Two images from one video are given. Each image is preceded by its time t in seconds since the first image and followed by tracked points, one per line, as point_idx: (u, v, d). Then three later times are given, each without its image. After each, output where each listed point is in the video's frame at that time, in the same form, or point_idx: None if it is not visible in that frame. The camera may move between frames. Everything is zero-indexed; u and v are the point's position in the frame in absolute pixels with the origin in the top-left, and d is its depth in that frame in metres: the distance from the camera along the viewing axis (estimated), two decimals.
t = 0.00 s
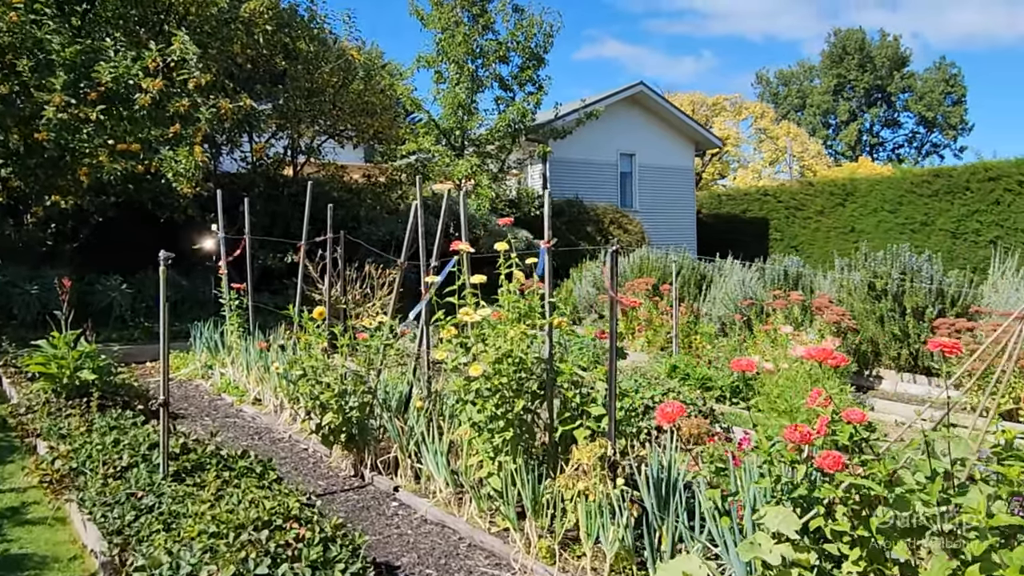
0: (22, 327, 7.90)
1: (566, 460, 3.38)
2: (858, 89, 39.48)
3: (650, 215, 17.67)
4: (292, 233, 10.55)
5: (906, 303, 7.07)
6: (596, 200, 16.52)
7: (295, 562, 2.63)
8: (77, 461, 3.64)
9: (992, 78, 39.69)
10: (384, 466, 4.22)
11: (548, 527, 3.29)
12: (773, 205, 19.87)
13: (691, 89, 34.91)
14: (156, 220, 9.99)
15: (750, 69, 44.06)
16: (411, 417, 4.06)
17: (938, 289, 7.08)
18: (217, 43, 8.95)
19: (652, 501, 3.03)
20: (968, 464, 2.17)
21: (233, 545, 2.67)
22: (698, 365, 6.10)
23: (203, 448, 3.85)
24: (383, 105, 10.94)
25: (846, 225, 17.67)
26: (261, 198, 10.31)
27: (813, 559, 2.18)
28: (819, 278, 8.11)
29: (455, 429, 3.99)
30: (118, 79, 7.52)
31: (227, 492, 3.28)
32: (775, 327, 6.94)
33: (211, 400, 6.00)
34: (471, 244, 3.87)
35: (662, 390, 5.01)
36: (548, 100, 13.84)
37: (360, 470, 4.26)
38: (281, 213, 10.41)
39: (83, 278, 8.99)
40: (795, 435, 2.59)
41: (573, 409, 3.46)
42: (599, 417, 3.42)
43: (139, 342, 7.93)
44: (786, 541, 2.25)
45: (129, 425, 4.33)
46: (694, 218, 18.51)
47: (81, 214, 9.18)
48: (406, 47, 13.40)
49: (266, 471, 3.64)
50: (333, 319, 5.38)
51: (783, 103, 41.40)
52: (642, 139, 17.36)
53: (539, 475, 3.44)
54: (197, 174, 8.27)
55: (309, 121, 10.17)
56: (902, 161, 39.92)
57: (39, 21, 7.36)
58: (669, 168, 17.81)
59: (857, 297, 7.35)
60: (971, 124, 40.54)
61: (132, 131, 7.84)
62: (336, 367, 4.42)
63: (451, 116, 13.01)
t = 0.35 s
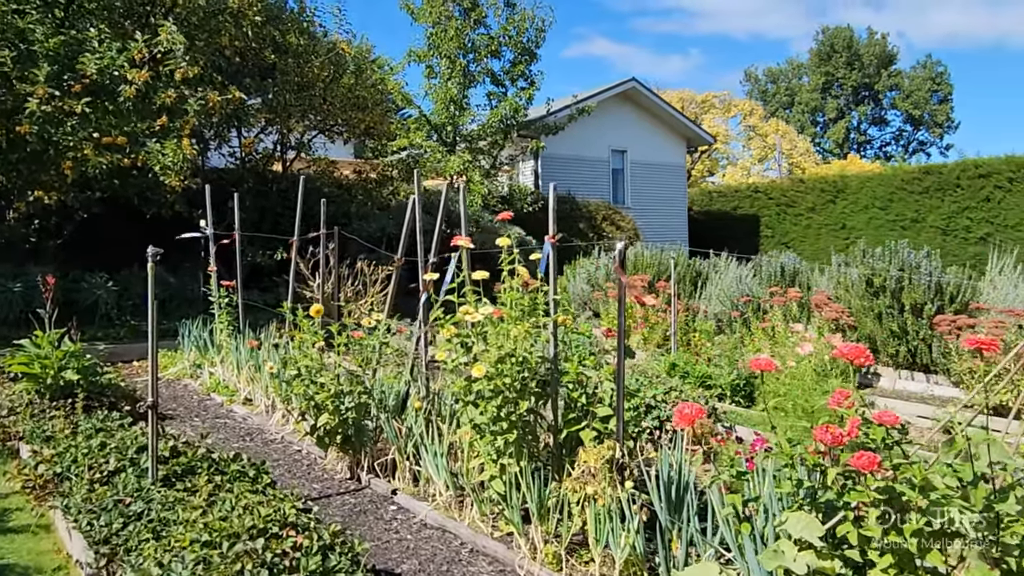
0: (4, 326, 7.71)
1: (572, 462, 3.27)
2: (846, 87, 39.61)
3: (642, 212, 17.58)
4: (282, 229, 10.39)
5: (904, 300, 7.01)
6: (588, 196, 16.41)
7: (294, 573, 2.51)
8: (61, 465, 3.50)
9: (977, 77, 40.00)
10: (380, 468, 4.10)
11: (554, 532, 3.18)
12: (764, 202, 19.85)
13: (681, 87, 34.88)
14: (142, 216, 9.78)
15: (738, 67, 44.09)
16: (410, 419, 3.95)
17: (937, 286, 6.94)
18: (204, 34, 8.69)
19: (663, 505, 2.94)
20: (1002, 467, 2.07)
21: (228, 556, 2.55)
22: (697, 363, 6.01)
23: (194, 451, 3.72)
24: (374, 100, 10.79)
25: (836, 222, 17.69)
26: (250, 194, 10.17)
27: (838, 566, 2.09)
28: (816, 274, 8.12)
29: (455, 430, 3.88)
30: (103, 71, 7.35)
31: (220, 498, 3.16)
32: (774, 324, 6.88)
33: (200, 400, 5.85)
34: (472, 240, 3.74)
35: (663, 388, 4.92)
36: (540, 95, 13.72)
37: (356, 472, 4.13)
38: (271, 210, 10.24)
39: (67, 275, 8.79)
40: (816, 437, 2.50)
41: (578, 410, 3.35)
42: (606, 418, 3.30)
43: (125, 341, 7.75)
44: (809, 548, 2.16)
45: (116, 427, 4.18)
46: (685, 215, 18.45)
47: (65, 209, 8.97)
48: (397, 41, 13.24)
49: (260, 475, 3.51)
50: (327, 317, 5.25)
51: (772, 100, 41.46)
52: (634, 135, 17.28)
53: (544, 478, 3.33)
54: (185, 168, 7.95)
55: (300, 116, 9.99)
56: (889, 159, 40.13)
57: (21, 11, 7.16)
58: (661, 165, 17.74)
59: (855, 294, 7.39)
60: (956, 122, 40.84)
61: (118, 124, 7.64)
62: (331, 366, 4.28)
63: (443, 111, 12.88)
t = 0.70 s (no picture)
0: None
1: (584, 464, 3.19)
2: (832, 83, 39.79)
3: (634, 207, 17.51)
4: (272, 225, 10.22)
5: (903, 295, 6.97)
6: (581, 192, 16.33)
7: None
8: (53, 471, 3.37)
9: (961, 73, 40.32)
10: (383, 470, 3.99)
11: (567, 536, 3.10)
12: (754, 197, 19.85)
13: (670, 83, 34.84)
14: (129, 212, 9.59)
15: (725, 62, 44.13)
16: (414, 420, 3.84)
17: (936, 281, 6.91)
18: (194, 29, 8.39)
19: (680, 507, 2.86)
20: None
21: (231, 566, 2.44)
22: (699, 360, 5.94)
23: (192, 453, 3.60)
24: (365, 94, 10.63)
25: (827, 217, 17.74)
26: (239, 189, 9.98)
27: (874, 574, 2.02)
28: (814, 269, 8.11)
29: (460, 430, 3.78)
30: (91, 63, 7.34)
31: (220, 504, 3.05)
32: (773, 320, 6.83)
33: (193, 401, 5.71)
34: (479, 236, 3.63)
35: (667, 385, 4.86)
36: (531, 90, 13.62)
37: (357, 474, 4.02)
38: (261, 205, 10.08)
39: (52, 273, 8.59)
40: (845, 437, 2.43)
41: (589, 409, 3.26)
42: (619, 418, 3.21)
43: (114, 340, 7.58)
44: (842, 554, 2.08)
45: (109, 430, 4.05)
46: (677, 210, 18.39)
47: (50, 205, 8.77)
48: (388, 35, 13.08)
49: (260, 479, 3.40)
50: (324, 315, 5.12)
51: (759, 96, 41.48)
52: (625, 130, 17.21)
53: (555, 480, 3.24)
54: (176, 162, 7.78)
55: (290, 110, 9.81)
56: (875, 154, 40.38)
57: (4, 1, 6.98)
58: (652, 160, 17.69)
59: (853, 290, 7.32)
60: (941, 118, 41.16)
61: (104, 118, 7.47)
62: (331, 366, 4.16)
63: (435, 106, 12.73)
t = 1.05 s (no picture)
0: None
1: (604, 468, 3.12)
2: (817, 77, 39.96)
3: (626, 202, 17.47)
4: (263, 223, 10.06)
5: (903, 290, 6.94)
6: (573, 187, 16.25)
7: None
8: (53, 482, 3.25)
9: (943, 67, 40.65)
10: (392, 475, 3.91)
11: (588, 542, 3.03)
12: (744, 192, 19.87)
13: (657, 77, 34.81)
14: (117, 210, 9.39)
15: (711, 57, 44.13)
16: (424, 424, 3.76)
17: (936, 276, 6.90)
18: (182, 22, 8.18)
19: (704, 512, 2.81)
20: None
21: None
22: (702, 358, 5.89)
23: (197, 461, 3.49)
24: (356, 89, 10.48)
25: (816, 212, 17.79)
26: (229, 187, 9.82)
27: None
28: (813, 265, 8.09)
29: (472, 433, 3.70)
30: (77, 59, 7.17)
31: (230, 515, 2.95)
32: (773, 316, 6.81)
33: (189, 404, 5.58)
34: (492, 235, 3.53)
35: (675, 384, 4.79)
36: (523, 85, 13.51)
37: (365, 480, 3.93)
38: (251, 202, 9.92)
39: (38, 273, 8.39)
40: (882, 441, 2.37)
41: (608, 413, 3.19)
42: (639, 421, 3.14)
43: (104, 341, 7.42)
44: (885, 563, 2.03)
45: (107, 437, 3.92)
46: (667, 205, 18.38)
47: (36, 204, 8.56)
48: (379, 28, 13.02)
49: (268, 487, 3.31)
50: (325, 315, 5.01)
51: (745, 91, 41.53)
52: (616, 125, 17.17)
53: (574, 485, 3.17)
54: (167, 160, 7.61)
55: (281, 106, 9.66)
56: (860, 148, 40.65)
57: None
58: (642, 155, 17.66)
59: (853, 285, 7.29)
60: (924, 112, 41.50)
61: (92, 114, 7.29)
62: (337, 369, 4.06)
63: (426, 100, 12.59)
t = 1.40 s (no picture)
0: None
1: (622, 471, 3.06)
2: (807, 73, 40.06)
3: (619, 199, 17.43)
4: (258, 221, 9.94)
5: (904, 287, 6.94)
6: (567, 184, 16.19)
7: None
8: (57, 489, 3.17)
9: (931, 63, 40.87)
10: (401, 479, 3.85)
11: (607, 547, 2.98)
12: (737, 188, 19.87)
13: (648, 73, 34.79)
14: (110, 208, 9.25)
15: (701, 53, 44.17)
16: (434, 427, 3.70)
17: (937, 272, 6.89)
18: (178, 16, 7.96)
19: (725, 515, 2.76)
20: None
21: None
22: (706, 356, 5.86)
23: (204, 466, 3.41)
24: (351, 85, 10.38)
25: (809, 208, 17.83)
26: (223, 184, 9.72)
27: None
28: (813, 262, 8.08)
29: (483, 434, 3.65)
30: (69, 54, 7.00)
31: (242, 523, 2.88)
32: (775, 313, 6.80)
33: (189, 406, 5.49)
34: (508, 233, 3.48)
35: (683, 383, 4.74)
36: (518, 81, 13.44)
37: (374, 483, 3.87)
38: (244, 199, 9.84)
39: (29, 272, 8.25)
40: (913, 442, 2.33)
41: (626, 415, 3.12)
42: (658, 423, 3.09)
43: (98, 342, 7.30)
44: (922, 570, 1.99)
45: (109, 442, 3.83)
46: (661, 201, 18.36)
47: (27, 202, 8.41)
48: (375, 22, 12.82)
49: (279, 493, 3.24)
50: (328, 316, 4.92)
51: (735, 87, 41.59)
52: (610, 122, 17.12)
53: (590, 488, 3.12)
54: (162, 158, 7.49)
55: (276, 102, 9.52)
56: (849, 144, 40.81)
57: None
58: (636, 151, 17.63)
59: (853, 282, 7.29)
60: (912, 108, 41.71)
61: (85, 111, 7.16)
62: (344, 371, 3.98)
63: (421, 97, 12.48)
